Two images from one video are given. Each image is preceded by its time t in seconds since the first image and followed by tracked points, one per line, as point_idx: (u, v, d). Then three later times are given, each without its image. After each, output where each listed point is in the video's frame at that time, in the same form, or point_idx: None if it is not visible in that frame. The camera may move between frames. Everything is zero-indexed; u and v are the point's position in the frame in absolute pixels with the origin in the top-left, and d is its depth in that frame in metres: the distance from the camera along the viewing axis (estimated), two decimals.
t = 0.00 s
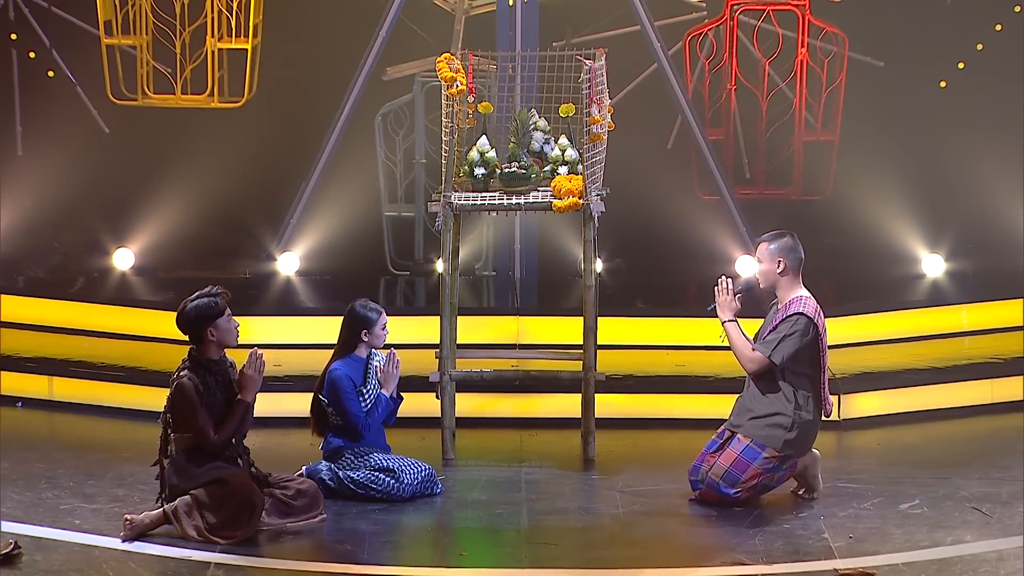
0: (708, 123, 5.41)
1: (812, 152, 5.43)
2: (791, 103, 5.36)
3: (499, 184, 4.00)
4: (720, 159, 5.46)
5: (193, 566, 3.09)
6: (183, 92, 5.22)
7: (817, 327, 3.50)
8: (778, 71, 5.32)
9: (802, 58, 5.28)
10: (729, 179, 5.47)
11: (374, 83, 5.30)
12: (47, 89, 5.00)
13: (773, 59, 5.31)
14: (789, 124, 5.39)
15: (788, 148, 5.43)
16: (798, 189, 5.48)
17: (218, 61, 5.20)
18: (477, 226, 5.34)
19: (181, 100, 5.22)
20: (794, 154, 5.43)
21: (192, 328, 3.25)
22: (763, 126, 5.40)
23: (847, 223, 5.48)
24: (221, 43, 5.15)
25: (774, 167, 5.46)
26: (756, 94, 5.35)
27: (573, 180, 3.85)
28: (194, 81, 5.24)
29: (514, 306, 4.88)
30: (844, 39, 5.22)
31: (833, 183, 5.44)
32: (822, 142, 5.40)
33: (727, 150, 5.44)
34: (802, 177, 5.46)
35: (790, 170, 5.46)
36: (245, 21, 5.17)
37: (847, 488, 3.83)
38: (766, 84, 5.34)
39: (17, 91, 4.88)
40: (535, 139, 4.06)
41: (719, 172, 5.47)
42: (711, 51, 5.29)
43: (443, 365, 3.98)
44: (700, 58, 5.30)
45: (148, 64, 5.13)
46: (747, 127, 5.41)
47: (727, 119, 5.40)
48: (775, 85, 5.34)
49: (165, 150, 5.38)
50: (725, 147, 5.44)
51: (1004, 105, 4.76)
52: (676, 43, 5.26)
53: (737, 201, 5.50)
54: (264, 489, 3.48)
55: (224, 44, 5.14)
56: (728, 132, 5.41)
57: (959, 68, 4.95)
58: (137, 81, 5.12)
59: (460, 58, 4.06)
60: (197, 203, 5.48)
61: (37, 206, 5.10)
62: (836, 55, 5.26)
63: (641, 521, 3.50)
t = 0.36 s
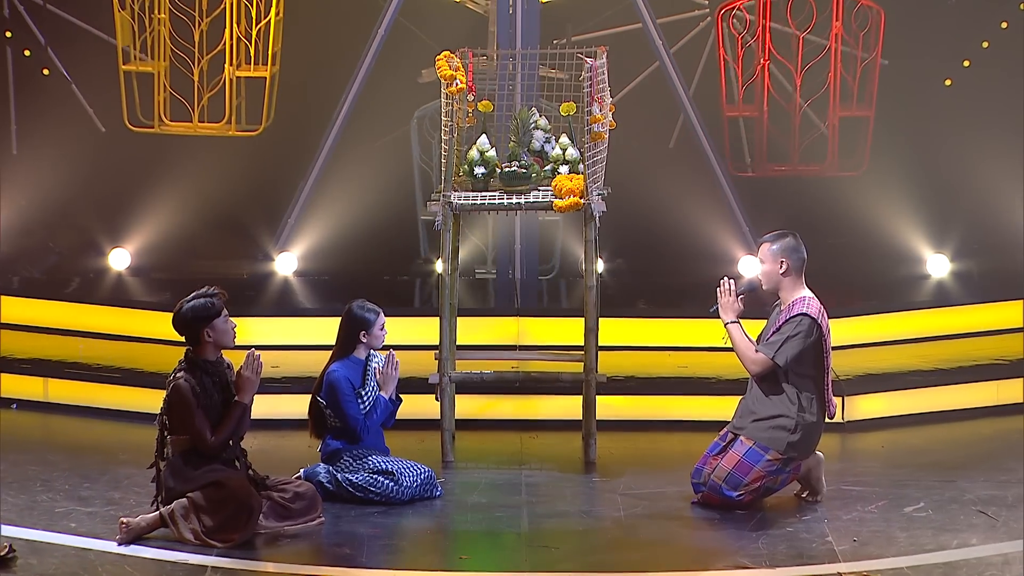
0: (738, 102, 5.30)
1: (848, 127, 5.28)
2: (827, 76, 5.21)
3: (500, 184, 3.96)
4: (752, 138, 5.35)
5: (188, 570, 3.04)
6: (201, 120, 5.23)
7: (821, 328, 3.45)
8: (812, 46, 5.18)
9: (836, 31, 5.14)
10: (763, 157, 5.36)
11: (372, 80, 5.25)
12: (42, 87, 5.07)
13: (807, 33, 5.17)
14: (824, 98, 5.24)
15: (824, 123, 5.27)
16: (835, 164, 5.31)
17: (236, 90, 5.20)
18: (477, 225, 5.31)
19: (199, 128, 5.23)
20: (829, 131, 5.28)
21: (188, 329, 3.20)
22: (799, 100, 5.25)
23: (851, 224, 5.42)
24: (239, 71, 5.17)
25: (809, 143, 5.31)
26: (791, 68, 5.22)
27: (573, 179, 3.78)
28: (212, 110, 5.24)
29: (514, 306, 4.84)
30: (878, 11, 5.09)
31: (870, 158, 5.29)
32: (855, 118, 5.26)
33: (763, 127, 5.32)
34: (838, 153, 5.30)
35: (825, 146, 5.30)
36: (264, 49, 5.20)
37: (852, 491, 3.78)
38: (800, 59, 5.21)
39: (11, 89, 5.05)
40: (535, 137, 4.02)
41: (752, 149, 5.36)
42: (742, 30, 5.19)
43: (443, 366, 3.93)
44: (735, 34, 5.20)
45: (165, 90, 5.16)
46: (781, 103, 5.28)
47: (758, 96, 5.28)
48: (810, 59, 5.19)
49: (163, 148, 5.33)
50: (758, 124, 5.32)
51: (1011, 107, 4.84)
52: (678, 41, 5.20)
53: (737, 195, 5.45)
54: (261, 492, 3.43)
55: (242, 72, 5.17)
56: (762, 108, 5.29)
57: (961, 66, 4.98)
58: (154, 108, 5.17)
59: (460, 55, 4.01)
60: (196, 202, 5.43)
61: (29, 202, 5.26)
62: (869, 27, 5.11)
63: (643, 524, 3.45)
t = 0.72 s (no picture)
0: (771, 79, 5.20)
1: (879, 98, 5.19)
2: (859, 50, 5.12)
3: (500, 184, 3.92)
4: (782, 112, 5.30)
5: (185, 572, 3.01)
6: (222, 146, 5.24)
7: (823, 329, 3.42)
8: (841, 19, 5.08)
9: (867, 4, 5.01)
10: (796, 131, 5.29)
11: (371, 78, 5.22)
12: (37, 86, 5.04)
13: (836, 6, 5.07)
14: (856, 71, 5.15)
15: (855, 95, 5.19)
16: (866, 140, 5.23)
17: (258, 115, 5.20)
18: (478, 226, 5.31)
19: (220, 155, 5.23)
20: (860, 102, 5.18)
21: (186, 330, 3.17)
22: (830, 74, 5.17)
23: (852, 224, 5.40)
24: (259, 97, 5.17)
25: (841, 116, 5.23)
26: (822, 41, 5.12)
27: (573, 179, 3.74)
28: (233, 136, 5.26)
29: (514, 307, 4.80)
30: None
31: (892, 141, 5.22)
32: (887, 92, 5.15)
33: (794, 103, 5.23)
34: (869, 127, 5.21)
35: (857, 119, 5.22)
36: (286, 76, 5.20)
37: (854, 494, 3.75)
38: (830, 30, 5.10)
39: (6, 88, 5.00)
40: (536, 137, 4.00)
41: (784, 124, 5.32)
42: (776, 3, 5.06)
43: (442, 367, 3.90)
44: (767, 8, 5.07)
45: (186, 116, 5.14)
46: (811, 76, 5.20)
47: (790, 70, 5.17)
48: (841, 32, 5.10)
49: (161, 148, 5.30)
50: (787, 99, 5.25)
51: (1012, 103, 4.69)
52: (679, 41, 5.19)
53: (738, 195, 5.43)
54: (259, 494, 3.40)
55: (264, 98, 5.18)
56: (792, 83, 5.19)
57: (966, 65, 4.94)
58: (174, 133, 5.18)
59: (460, 54, 3.98)
60: (194, 202, 5.40)
61: (25, 203, 5.21)
62: None
63: (645, 526, 3.42)
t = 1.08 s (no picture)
0: (798, 49, 5.12)
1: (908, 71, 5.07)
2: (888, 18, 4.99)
3: (500, 184, 3.89)
4: (809, 83, 5.19)
5: None
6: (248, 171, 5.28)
7: (826, 331, 3.39)
8: None
9: None
10: (823, 103, 5.19)
11: (370, 78, 5.18)
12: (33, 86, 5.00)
13: None
14: (885, 41, 5.03)
15: (884, 67, 5.08)
16: (893, 113, 5.13)
17: (284, 141, 5.24)
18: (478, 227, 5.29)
19: (247, 179, 5.27)
20: (888, 75, 5.07)
21: (183, 332, 3.13)
22: (858, 43, 5.06)
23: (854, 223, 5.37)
24: (287, 122, 5.21)
25: (868, 89, 5.13)
26: (850, 9, 5.03)
27: (573, 179, 3.70)
28: (260, 160, 5.29)
29: (514, 308, 4.77)
30: None
31: (892, 140, 5.22)
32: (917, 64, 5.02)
33: (821, 74, 5.14)
34: (897, 99, 5.11)
35: (885, 91, 5.11)
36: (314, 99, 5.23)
37: (857, 496, 3.71)
38: None
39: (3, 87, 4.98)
40: (536, 137, 3.97)
41: (812, 92, 5.20)
42: None
43: (442, 369, 3.86)
44: None
45: (213, 142, 5.21)
46: (840, 46, 5.10)
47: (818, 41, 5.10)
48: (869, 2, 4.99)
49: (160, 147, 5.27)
50: (814, 71, 5.15)
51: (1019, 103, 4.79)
52: (681, 40, 5.14)
53: (738, 195, 5.40)
54: (257, 497, 3.36)
55: (291, 122, 5.21)
56: (820, 53, 5.10)
57: (971, 65, 4.94)
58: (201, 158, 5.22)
59: (459, 53, 3.94)
60: (193, 203, 5.37)
61: (21, 203, 5.23)
62: None
63: (646, 529, 3.39)
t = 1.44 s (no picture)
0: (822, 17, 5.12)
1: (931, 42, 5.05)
2: None
3: (500, 184, 3.88)
4: (833, 54, 5.18)
5: None
6: (281, 196, 5.28)
7: (828, 333, 3.37)
8: None
9: None
10: (848, 72, 5.16)
11: (371, 79, 5.17)
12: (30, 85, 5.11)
13: None
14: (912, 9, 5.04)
15: (909, 34, 5.07)
16: (919, 81, 5.10)
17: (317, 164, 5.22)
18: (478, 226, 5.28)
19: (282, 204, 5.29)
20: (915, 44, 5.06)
21: (182, 334, 3.11)
22: (884, 12, 5.06)
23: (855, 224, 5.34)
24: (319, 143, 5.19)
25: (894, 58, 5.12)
26: None
27: (574, 180, 3.67)
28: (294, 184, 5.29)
29: (515, 310, 4.74)
30: None
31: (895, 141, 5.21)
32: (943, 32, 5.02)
33: (846, 43, 5.13)
34: (923, 67, 5.08)
35: (912, 60, 5.09)
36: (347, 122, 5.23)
37: (859, 499, 3.69)
38: None
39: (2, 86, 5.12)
40: (536, 138, 3.95)
41: (836, 63, 5.18)
42: None
43: (442, 371, 3.85)
44: None
45: (246, 165, 5.24)
46: (865, 15, 5.10)
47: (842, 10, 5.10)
48: None
49: (159, 148, 5.25)
50: (840, 38, 5.14)
51: None
52: (683, 38, 5.19)
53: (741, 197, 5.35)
54: (256, 500, 3.34)
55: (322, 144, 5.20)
56: (845, 22, 5.11)
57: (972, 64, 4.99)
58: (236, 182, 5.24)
59: (459, 54, 3.91)
60: (192, 203, 5.35)
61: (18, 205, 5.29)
62: None
63: (647, 532, 3.37)
